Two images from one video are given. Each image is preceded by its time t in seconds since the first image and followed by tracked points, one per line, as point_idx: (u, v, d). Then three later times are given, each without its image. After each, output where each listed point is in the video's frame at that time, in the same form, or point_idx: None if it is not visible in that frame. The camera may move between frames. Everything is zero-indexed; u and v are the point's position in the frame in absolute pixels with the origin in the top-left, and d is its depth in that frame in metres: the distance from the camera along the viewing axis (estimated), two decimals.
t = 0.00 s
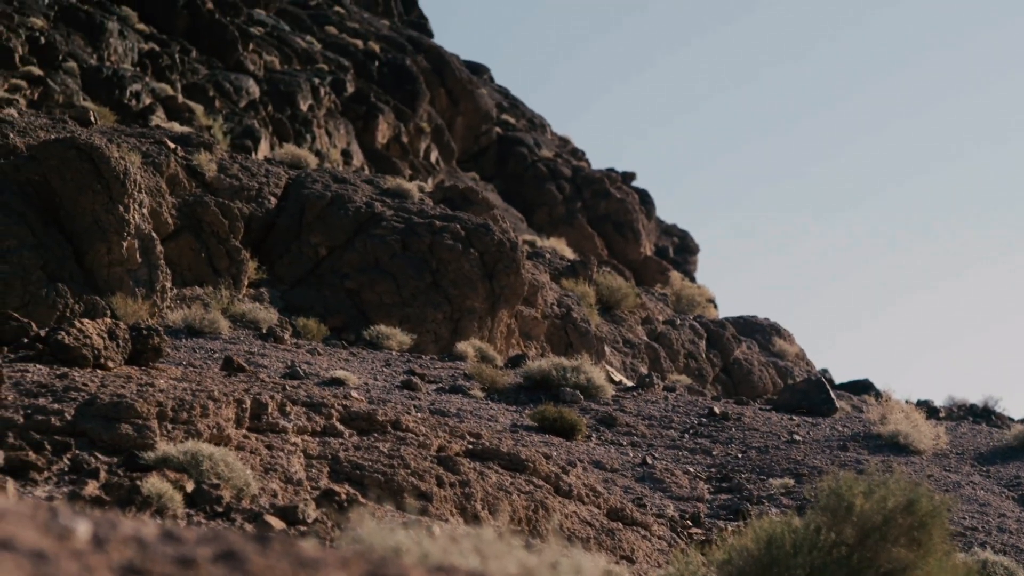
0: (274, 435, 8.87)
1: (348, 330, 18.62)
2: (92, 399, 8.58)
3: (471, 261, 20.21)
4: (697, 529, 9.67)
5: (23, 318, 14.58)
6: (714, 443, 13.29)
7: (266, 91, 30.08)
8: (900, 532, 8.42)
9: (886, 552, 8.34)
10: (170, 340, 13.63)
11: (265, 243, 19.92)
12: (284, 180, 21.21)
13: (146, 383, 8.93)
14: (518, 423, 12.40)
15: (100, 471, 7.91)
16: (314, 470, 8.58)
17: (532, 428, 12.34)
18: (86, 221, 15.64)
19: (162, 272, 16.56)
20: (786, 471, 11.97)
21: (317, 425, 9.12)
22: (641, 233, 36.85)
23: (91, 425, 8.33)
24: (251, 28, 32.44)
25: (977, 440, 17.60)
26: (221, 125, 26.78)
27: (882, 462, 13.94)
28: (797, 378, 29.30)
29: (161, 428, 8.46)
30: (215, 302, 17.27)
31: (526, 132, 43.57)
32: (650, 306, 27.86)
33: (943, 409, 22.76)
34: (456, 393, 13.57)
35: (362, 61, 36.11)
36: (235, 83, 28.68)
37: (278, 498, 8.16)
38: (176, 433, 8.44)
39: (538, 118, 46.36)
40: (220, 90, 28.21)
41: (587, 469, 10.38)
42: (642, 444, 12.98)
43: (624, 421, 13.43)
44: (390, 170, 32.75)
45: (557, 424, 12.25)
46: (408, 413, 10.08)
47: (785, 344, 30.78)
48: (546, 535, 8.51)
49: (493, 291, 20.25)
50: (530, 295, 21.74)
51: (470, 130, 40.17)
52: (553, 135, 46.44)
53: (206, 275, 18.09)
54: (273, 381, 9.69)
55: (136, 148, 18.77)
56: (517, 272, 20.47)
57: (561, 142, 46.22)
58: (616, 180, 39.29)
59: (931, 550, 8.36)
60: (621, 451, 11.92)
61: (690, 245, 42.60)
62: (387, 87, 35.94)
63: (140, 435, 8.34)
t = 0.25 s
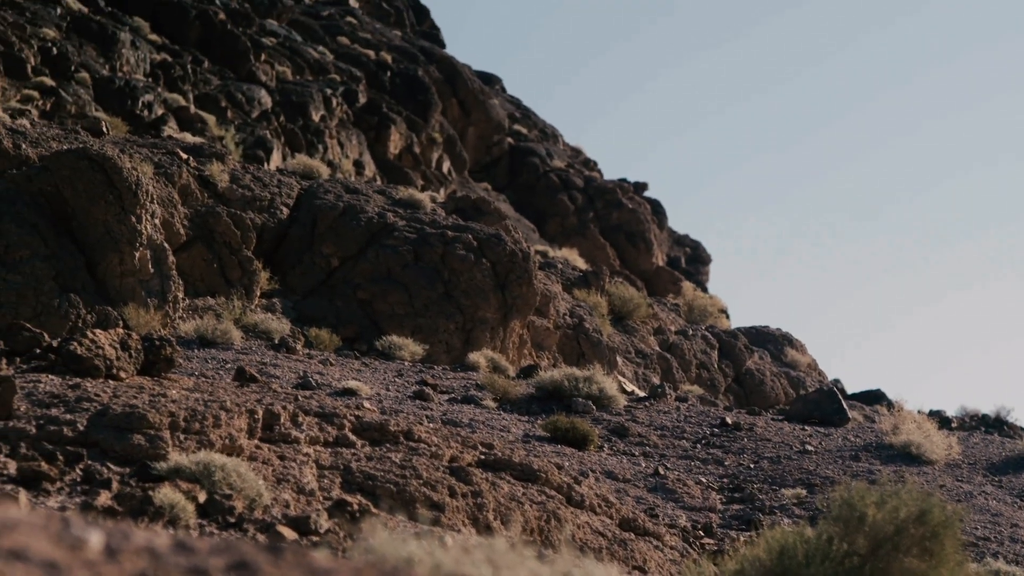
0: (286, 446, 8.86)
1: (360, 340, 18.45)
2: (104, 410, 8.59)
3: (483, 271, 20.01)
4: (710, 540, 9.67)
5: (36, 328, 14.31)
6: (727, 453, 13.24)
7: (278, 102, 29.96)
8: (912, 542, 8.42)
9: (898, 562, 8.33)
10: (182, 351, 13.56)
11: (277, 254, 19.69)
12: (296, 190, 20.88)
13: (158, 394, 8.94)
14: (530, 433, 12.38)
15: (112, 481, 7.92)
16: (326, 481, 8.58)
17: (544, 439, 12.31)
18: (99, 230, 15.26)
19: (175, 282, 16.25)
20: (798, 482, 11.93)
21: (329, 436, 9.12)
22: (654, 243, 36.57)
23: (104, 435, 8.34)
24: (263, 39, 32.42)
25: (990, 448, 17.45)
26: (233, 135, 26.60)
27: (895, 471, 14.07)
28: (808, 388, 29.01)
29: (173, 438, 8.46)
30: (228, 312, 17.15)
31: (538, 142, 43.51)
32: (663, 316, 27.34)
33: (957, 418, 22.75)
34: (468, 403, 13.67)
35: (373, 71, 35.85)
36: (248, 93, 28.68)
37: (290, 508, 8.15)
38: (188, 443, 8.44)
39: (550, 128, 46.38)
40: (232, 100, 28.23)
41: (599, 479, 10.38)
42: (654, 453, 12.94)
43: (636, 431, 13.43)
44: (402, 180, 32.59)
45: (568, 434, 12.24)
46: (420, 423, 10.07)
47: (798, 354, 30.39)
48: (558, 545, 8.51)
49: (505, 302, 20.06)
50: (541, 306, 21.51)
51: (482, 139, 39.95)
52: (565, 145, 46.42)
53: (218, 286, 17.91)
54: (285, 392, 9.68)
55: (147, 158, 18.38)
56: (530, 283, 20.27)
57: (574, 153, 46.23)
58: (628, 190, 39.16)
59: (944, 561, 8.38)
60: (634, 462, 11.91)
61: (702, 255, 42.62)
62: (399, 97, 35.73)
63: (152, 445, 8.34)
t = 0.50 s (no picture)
0: (298, 455, 8.85)
1: (372, 350, 18.27)
2: (116, 420, 8.59)
3: (495, 281, 19.89)
4: (721, 549, 9.67)
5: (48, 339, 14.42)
6: (738, 463, 13.20)
7: (290, 112, 29.72)
8: (924, 552, 8.40)
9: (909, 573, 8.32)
10: (194, 361, 13.49)
11: (287, 263, 19.59)
12: (308, 200, 20.87)
13: (170, 404, 8.95)
14: (542, 443, 12.33)
15: (124, 491, 7.91)
16: (337, 491, 8.57)
17: (556, 448, 12.30)
18: (109, 240, 15.30)
19: (186, 291, 16.13)
20: (810, 491, 11.85)
21: (340, 445, 9.10)
22: (664, 253, 37.41)
23: (115, 445, 8.35)
24: (274, 48, 32.52)
25: (1003, 459, 17.36)
26: (245, 146, 26.30)
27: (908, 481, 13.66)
28: (819, 398, 28.92)
29: (184, 448, 8.46)
30: (239, 322, 16.97)
31: (549, 152, 43.53)
32: (675, 325, 27.10)
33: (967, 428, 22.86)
34: (480, 413, 13.63)
35: (385, 81, 36.04)
36: (259, 104, 28.56)
37: (301, 518, 8.14)
38: (200, 453, 8.44)
39: (561, 138, 46.47)
40: (243, 110, 28.08)
41: (610, 488, 10.39)
42: (665, 463, 12.92)
43: (648, 440, 13.41)
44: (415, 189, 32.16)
45: (580, 444, 12.20)
46: (432, 433, 10.06)
47: (808, 364, 30.48)
48: (569, 555, 8.51)
49: (517, 312, 19.87)
50: (552, 316, 21.36)
51: (494, 149, 39.76)
52: (576, 155, 46.48)
53: (229, 295, 17.76)
54: (296, 402, 9.67)
55: (159, 168, 18.39)
56: (541, 292, 20.16)
57: (585, 163, 46.29)
58: (639, 201, 39.46)
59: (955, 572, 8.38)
60: (645, 471, 11.91)
61: (713, 266, 42.72)
62: (411, 108, 35.89)
63: (163, 455, 8.33)
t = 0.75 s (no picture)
0: (310, 465, 8.85)
1: (383, 360, 18.14)
2: (128, 429, 8.59)
3: (507, 291, 19.86)
4: (733, 559, 9.67)
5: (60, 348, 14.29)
6: (750, 473, 13.17)
7: (302, 122, 29.68)
8: (936, 561, 8.39)
9: None
10: (207, 371, 13.43)
11: (299, 273, 19.52)
12: (319, 211, 20.82)
13: (182, 414, 8.94)
14: (554, 453, 12.30)
15: (136, 500, 7.91)
16: (349, 500, 8.55)
17: (567, 458, 12.31)
18: (121, 250, 15.30)
19: (198, 302, 16.06)
20: (821, 501, 11.79)
21: (352, 455, 9.09)
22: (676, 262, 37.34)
23: (126, 455, 8.34)
24: (286, 58, 32.51)
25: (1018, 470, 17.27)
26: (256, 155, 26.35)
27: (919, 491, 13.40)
28: (831, 408, 28.85)
29: (197, 457, 8.45)
30: (252, 331, 16.90)
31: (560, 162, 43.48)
32: (686, 335, 27.10)
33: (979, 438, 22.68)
34: (492, 422, 13.64)
35: (397, 90, 35.95)
36: (271, 113, 28.68)
37: (314, 528, 8.12)
38: (212, 463, 8.43)
39: (572, 147, 46.46)
40: (255, 120, 28.11)
41: (622, 498, 10.42)
42: (677, 472, 12.93)
43: (659, 450, 13.41)
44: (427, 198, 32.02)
45: (592, 454, 12.18)
46: (444, 442, 10.06)
47: (820, 374, 30.48)
48: (580, 564, 8.52)
49: (528, 321, 19.85)
50: (564, 326, 21.31)
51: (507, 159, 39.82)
52: (588, 165, 46.46)
53: (242, 305, 17.72)
54: (309, 411, 9.67)
55: (171, 178, 18.48)
56: (553, 302, 20.11)
57: (596, 172, 46.26)
58: (651, 211, 39.51)
59: None
60: (656, 480, 11.93)
61: (725, 275, 42.74)
62: (423, 118, 35.75)
63: (175, 465, 8.32)
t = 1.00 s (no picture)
0: (321, 475, 8.84)
1: (395, 369, 18.10)
2: (140, 440, 8.58)
3: (518, 300, 19.88)
4: (745, 568, 9.66)
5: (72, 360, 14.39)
6: (761, 482, 13.14)
7: (313, 132, 29.63)
8: (948, 571, 8.38)
9: None
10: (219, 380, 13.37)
11: (310, 284, 19.52)
12: (331, 220, 20.84)
13: (193, 424, 8.93)
14: (565, 462, 12.34)
15: (147, 510, 7.90)
16: (361, 510, 8.54)
17: (578, 468, 12.32)
18: (132, 261, 15.28)
19: (209, 311, 16.14)
20: (832, 510, 11.75)
21: (363, 465, 9.08)
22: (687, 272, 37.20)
23: (138, 465, 8.34)
24: (297, 68, 32.55)
25: None
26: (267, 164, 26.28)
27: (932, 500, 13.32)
28: (842, 417, 28.81)
29: (208, 467, 8.44)
30: (263, 342, 16.89)
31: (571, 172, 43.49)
32: (697, 344, 27.13)
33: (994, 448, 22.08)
34: (503, 433, 13.67)
35: (408, 100, 36.01)
36: (282, 123, 28.71)
37: (325, 538, 8.10)
38: (223, 472, 8.42)
39: (583, 157, 46.49)
40: (266, 130, 28.10)
41: (633, 509, 10.44)
42: (688, 482, 12.93)
43: (670, 459, 13.42)
44: (438, 208, 32.05)
45: (603, 464, 12.19)
46: (455, 452, 10.06)
47: (832, 384, 30.50)
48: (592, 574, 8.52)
49: (539, 331, 19.86)
50: (575, 335, 21.34)
51: (517, 169, 39.86)
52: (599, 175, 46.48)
53: (254, 315, 17.69)
54: (320, 421, 9.66)
55: (182, 188, 18.34)
56: (564, 312, 20.14)
57: (607, 182, 46.25)
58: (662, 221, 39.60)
59: None
60: (668, 490, 11.95)
61: (736, 284, 42.80)
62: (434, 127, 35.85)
63: (187, 475, 8.31)
